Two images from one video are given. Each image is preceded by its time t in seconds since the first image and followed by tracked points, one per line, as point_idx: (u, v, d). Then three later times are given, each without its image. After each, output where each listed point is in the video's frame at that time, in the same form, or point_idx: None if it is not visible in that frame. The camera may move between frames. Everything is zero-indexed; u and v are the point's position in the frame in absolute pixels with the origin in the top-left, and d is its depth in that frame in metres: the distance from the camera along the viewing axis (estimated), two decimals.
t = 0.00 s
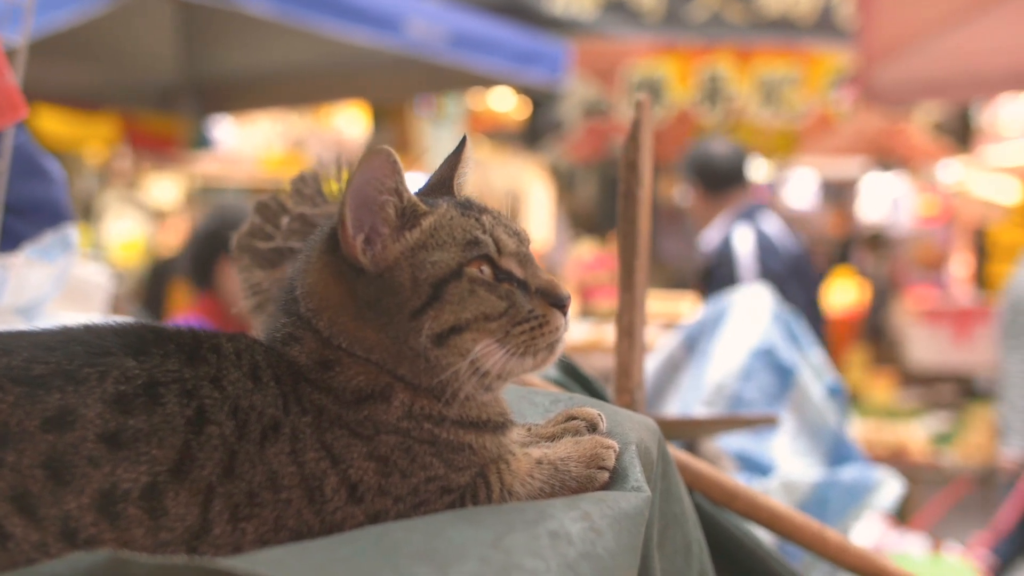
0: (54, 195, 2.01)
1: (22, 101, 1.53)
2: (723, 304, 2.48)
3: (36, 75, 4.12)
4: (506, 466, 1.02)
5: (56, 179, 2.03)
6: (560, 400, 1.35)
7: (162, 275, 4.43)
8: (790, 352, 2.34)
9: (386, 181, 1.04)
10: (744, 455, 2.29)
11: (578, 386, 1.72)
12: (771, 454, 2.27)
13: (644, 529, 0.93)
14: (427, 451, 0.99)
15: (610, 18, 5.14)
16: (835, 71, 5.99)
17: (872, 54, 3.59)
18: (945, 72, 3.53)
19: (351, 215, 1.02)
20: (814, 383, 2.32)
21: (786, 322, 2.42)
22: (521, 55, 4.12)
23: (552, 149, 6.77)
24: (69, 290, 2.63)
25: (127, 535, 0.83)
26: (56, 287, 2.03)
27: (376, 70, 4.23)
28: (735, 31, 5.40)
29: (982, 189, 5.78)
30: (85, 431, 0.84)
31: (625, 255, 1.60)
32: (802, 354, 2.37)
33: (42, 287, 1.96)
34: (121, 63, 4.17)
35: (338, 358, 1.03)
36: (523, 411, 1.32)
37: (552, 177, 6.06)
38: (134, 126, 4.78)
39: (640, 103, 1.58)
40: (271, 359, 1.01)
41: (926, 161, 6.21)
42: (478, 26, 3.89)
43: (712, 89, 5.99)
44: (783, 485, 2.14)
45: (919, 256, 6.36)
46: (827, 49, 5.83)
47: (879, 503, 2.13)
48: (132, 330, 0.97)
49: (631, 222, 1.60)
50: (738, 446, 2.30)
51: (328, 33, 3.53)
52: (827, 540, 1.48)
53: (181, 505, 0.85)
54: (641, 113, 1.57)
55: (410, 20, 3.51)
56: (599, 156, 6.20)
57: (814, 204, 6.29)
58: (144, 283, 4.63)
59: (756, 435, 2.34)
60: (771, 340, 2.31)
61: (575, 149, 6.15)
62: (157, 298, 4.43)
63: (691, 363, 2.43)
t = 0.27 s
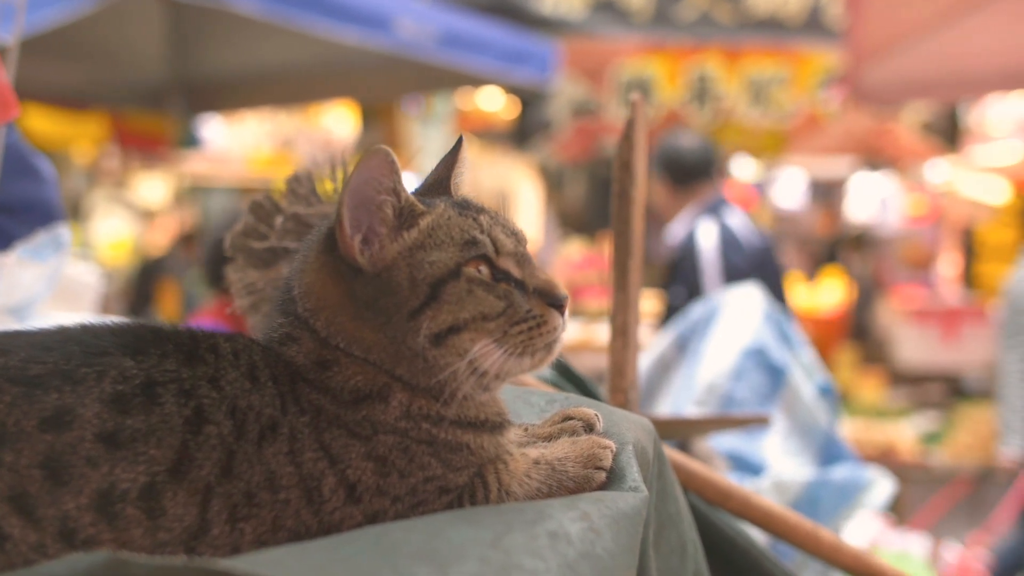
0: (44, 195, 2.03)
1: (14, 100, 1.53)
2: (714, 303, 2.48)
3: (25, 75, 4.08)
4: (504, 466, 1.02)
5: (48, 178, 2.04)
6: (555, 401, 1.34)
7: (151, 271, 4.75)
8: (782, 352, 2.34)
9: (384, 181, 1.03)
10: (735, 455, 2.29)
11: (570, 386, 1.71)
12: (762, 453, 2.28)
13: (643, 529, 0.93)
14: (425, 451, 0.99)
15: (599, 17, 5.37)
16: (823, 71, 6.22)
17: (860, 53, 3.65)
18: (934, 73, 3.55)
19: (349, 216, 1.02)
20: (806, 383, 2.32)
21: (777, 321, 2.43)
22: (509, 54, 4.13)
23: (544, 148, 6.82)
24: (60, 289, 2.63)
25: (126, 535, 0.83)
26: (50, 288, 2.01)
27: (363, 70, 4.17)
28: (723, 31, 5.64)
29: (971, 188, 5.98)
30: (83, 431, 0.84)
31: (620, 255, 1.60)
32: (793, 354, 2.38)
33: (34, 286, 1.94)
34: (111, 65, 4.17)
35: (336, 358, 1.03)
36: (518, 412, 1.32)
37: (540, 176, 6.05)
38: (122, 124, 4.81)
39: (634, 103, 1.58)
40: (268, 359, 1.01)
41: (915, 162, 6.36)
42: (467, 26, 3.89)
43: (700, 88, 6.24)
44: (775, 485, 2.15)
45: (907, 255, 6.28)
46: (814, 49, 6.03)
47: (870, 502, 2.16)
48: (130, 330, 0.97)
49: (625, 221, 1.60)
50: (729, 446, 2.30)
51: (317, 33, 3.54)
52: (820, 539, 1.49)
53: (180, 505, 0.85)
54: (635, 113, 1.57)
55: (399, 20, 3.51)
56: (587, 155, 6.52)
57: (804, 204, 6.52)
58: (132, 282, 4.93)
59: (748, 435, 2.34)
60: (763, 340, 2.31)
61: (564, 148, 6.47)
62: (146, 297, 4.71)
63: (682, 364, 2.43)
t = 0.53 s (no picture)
0: (39, 193, 2.06)
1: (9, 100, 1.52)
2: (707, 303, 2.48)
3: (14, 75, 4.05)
4: (503, 466, 1.02)
5: (42, 177, 2.08)
6: (553, 400, 1.34)
7: (142, 271, 4.67)
8: (775, 352, 2.34)
9: (383, 181, 1.03)
10: (729, 455, 2.29)
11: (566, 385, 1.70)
12: (756, 453, 2.28)
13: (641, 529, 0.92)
14: (424, 451, 0.99)
15: (590, 18, 5.19)
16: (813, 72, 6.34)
17: (852, 54, 3.66)
18: (924, 73, 3.57)
19: (348, 216, 1.02)
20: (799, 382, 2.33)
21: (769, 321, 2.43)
22: (501, 54, 4.13)
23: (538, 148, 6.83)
24: (53, 289, 2.62)
25: (125, 536, 0.83)
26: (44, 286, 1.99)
27: (354, 70, 4.16)
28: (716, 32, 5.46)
29: (961, 189, 5.76)
30: (82, 431, 0.84)
31: (615, 255, 1.60)
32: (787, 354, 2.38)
33: (28, 286, 1.92)
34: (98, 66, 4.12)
35: (335, 358, 1.03)
36: (517, 412, 1.32)
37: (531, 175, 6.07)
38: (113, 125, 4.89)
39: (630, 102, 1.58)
40: (268, 359, 1.01)
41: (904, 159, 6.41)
42: (457, 25, 3.88)
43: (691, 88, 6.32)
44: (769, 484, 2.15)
45: (898, 255, 6.25)
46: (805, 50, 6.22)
47: (864, 501, 2.18)
48: (129, 329, 0.97)
49: (621, 220, 1.60)
50: (723, 446, 2.31)
51: (308, 32, 3.53)
52: (816, 539, 1.49)
53: (179, 506, 0.85)
54: (630, 112, 1.57)
55: (390, 20, 3.51)
56: (578, 154, 6.79)
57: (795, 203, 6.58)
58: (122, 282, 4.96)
59: (742, 435, 2.35)
60: (756, 340, 2.30)
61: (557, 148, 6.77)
62: (136, 297, 4.64)
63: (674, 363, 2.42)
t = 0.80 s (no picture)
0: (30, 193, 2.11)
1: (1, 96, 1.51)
2: (700, 303, 2.48)
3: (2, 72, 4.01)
4: (502, 465, 1.02)
5: (33, 176, 2.11)
6: (550, 400, 1.34)
7: (131, 271, 4.63)
8: (767, 351, 2.34)
9: (382, 180, 1.03)
10: (722, 454, 2.29)
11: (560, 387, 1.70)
12: (748, 452, 2.28)
13: (640, 528, 0.92)
14: (424, 450, 0.99)
15: (580, 18, 5.18)
16: (803, 71, 6.48)
17: (840, 53, 3.68)
18: (911, 74, 3.59)
19: (347, 214, 1.01)
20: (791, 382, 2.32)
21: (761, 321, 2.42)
22: (490, 53, 4.13)
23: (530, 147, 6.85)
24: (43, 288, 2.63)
25: (125, 536, 0.82)
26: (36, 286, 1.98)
27: (344, 69, 4.14)
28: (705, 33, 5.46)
29: (949, 189, 5.86)
30: (81, 431, 0.83)
31: (610, 255, 1.59)
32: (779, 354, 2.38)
33: (24, 284, 1.92)
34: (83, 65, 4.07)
35: (334, 357, 1.02)
36: (513, 411, 1.32)
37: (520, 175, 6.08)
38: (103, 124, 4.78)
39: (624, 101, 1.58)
40: (266, 358, 1.00)
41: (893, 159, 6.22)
42: (447, 24, 3.88)
43: (681, 88, 6.46)
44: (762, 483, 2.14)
45: (885, 255, 6.11)
46: (794, 50, 6.27)
47: (856, 499, 2.19)
48: (127, 328, 0.97)
49: (616, 219, 1.60)
50: (715, 445, 2.31)
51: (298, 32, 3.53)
52: (811, 538, 1.49)
53: (179, 505, 0.84)
54: (625, 112, 1.57)
55: (380, 19, 3.51)
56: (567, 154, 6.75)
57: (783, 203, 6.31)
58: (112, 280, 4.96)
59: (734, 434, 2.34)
60: (748, 339, 2.30)
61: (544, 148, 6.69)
62: (125, 298, 4.62)
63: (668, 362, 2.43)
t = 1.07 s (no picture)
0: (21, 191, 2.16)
1: None
2: (691, 301, 2.47)
3: None
4: (501, 462, 1.02)
5: (22, 174, 2.16)
6: (547, 398, 1.34)
7: (119, 269, 4.61)
8: (758, 350, 2.33)
9: (381, 177, 1.03)
10: (713, 452, 2.27)
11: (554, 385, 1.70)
12: (740, 451, 2.27)
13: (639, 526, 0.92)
14: (423, 448, 0.99)
15: (569, 16, 5.08)
16: (792, 70, 6.46)
17: (829, 53, 3.70)
18: (901, 74, 3.59)
19: (346, 211, 1.01)
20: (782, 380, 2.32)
21: (752, 319, 2.42)
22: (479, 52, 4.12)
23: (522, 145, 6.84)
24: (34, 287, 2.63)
25: (123, 534, 0.82)
26: (27, 284, 2.01)
27: (334, 67, 4.11)
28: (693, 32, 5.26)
29: (937, 188, 5.42)
30: (80, 429, 0.83)
31: (604, 253, 1.59)
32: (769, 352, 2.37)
33: (14, 282, 1.94)
34: (56, 56, 3.89)
35: (333, 354, 1.02)
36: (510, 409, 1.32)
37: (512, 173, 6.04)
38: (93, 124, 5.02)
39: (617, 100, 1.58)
40: (265, 356, 1.00)
41: (880, 159, 6.05)
42: (437, 23, 3.87)
43: (670, 87, 6.49)
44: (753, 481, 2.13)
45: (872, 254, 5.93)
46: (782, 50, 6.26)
47: (848, 497, 2.16)
48: (126, 326, 0.96)
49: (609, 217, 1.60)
50: (707, 443, 2.29)
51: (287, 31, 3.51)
52: (805, 536, 1.49)
53: (178, 503, 0.84)
54: (619, 110, 1.57)
55: (369, 17, 3.50)
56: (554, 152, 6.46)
57: (772, 203, 6.03)
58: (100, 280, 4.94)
59: (725, 434, 2.34)
60: (740, 338, 2.30)
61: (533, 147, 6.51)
62: (113, 297, 4.59)
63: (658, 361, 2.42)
